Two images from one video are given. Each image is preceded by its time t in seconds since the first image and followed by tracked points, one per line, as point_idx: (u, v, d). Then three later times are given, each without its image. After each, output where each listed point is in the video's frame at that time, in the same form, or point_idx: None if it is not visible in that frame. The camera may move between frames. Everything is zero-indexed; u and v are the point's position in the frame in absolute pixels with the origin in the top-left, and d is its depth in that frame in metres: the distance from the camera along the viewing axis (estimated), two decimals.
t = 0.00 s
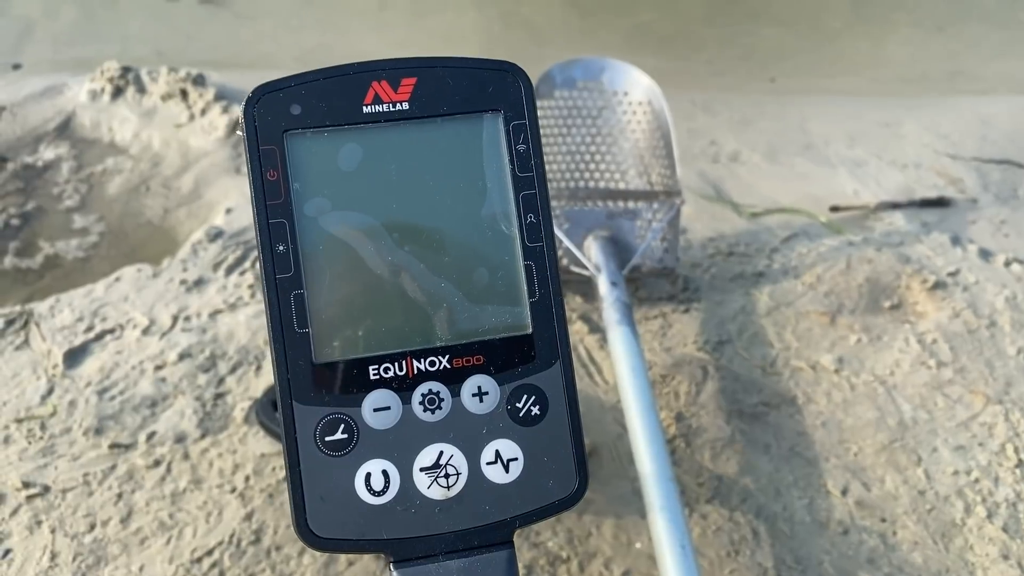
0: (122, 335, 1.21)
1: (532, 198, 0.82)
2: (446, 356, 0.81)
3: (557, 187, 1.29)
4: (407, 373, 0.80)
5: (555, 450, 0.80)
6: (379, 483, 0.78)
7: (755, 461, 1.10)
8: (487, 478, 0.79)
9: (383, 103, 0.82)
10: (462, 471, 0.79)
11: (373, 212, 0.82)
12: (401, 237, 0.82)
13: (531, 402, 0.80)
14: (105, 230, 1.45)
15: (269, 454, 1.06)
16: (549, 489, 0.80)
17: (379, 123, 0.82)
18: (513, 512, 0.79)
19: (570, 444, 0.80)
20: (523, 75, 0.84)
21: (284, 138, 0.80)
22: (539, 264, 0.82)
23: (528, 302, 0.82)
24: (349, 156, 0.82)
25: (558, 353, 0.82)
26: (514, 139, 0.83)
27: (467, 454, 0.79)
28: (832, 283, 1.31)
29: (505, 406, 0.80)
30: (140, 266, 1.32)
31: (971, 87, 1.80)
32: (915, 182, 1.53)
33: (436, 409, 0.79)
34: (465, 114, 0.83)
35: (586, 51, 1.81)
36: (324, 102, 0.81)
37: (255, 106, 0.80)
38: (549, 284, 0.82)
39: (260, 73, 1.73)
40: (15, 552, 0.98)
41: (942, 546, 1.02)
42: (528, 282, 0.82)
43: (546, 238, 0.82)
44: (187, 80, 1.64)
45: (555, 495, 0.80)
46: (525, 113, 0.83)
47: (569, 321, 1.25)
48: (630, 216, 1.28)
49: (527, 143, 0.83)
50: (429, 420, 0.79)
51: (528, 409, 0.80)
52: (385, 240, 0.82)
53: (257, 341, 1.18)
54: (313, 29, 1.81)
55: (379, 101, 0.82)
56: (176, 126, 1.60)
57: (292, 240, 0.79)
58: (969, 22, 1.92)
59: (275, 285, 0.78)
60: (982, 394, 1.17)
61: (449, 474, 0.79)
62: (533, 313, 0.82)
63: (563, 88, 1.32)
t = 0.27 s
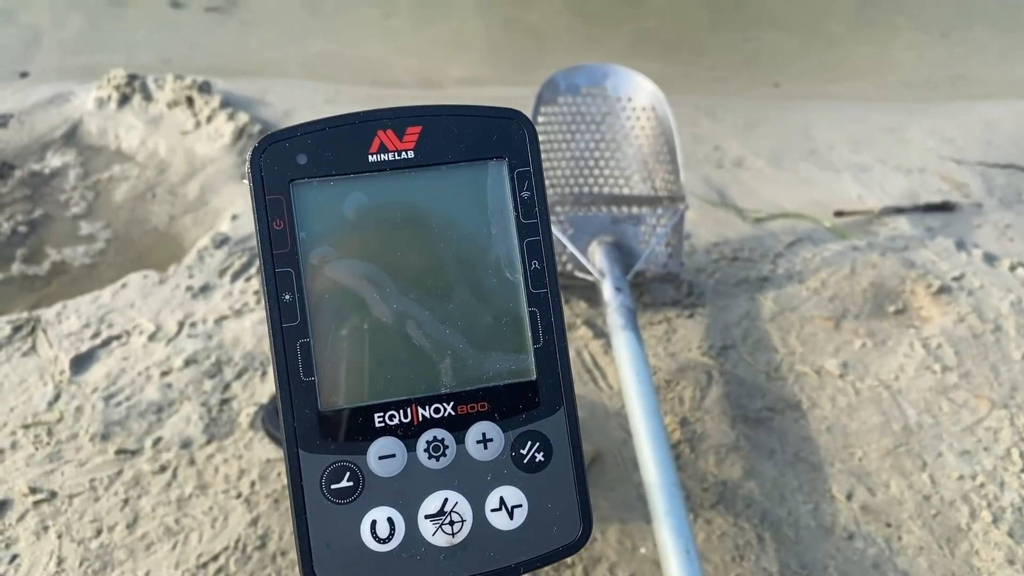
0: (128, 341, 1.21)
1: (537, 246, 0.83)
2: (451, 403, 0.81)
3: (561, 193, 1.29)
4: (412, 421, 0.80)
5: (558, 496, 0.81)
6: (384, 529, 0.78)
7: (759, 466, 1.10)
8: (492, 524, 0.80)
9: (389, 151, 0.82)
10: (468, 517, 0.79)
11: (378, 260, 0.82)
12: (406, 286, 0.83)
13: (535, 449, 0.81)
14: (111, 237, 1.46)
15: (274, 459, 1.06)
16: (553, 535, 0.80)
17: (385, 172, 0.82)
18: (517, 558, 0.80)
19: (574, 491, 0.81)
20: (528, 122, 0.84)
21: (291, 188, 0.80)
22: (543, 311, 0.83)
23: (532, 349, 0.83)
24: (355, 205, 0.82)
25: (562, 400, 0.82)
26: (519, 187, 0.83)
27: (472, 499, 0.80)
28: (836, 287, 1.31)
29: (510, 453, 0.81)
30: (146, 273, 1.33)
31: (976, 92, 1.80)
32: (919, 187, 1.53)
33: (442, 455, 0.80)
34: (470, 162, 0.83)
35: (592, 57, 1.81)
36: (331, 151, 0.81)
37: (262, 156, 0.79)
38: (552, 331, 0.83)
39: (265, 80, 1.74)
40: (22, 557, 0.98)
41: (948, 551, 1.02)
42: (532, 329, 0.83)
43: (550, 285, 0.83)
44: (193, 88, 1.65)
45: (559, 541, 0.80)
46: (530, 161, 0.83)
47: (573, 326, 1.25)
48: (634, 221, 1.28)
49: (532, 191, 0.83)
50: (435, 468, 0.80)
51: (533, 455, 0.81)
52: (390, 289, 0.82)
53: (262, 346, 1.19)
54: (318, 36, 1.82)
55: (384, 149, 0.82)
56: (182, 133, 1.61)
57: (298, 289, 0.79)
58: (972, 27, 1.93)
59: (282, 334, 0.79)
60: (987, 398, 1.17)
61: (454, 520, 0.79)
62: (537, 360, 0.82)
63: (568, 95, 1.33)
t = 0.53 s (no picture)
0: (138, 349, 1.22)
1: (543, 264, 0.83)
2: (459, 418, 0.82)
3: (567, 201, 1.30)
4: (421, 436, 0.81)
5: (564, 510, 0.82)
6: (393, 543, 0.79)
7: (766, 474, 1.10)
8: (499, 538, 0.80)
9: (399, 172, 0.83)
10: (475, 531, 0.80)
11: (387, 279, 0.83)
12: (415, 304, 0.83)
13: (541, 464, 0.81)
14: (121, 245, 1.47)
15: (284, 467, 1.07)
16: (559, 549, 0.81)
17: (395, 191, 0.83)
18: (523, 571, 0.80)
19: (579, 505, 0.82)
20: (535, 143, 0.85)
21: (303, 207, 0.81)
22: (549, 328, 0.83)
23: (539, 366, 0.83)
24: (365, 224, 0.83)
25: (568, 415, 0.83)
26: (526, 207, 0.84)
27: (479, 513, 0.80)
28: (843, 296, 1.32)
29: (517, 467, 0.81)
30: (156, 281, 1.34)
31: (982, 99, 1.80)
32: (926, 195, 1.53)
33: (450, 470, 0.81)
34: (479, 182, 0.84)
35: (598, 66, 1.82)
36: (342, 172, 0.82)
37: (275, 177, 0.81)
38: (558, 349, 0.83)
39: (273, 89, 1.75)
40: (34, 564, 0.99)
41: (955, 559, 1.02)
42: (539, 347, 0.83)
43: (557, 303, 0.83)
44: (202, 97, 1.66)
45: (565, 555, 0.81)
46: (537, 182, 0.84)
47: (581, 334, 1.26)
48: (641, 230, 1.29)
49: (539, 211, 0.84)
50: (443, 482, 0.80)
51: (539, 470, 0.81)
52: (399, 307, 0.83)
53: (272, 355, 1.19)
54: (326, 45, 1.83)
55: (394, 169, 0.83)
56: (191, 142, 1.62)
57: (309, 306, 0.80)
58: (977, 35, 1.93)
59: (293, 351, 0.79)
60: (994, 406, 1.17)
61: (461, 533, 0.80)
62: (543, 377, 0.83)
63: (574, 104, 1.34)
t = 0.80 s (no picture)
0: (148, 360, 1.24)
1: (535, 307, 0.85)
2: (454, 458, 0.84)
3: (571, 215, 1.30)
4: (417, 475, 0.83)
5: (555, 547, 0.82)
6: None
7: (768, 486, 1.11)
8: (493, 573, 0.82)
9: (398, 220, 0.87)
10: (469, 566, 0.82)
11: (386, 324, 0.87)
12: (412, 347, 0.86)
13: (533, 502, 0.83)
14: (130, 256, 1.49)
15: (291, 477, 1.08)
16: None
17: (394, 239, 0.87)
18: None
19: (571, 542, 0.82)
20: (529, 192, 0.87)
21: (306, 255, 0.85)
22: (542, 370, 0.85)
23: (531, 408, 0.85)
24: (365, 272, 0.87)
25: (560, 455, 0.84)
26: (519, 253, 0.86)
27: (473, 549, 0.82)
28: (845, 307, 1.33)
29: (510, 505, 0.83)
30: (165, 292, 1.35)
31: (984, 111, 1.81)
32: (928, 207, 1.55)
33: (445, 507, 0.83)
34: (474, 229, 0.87)
35: (602, 77, 1.84)
36: (343, 221, 0.86)
37: (281, 226, 0.85)
38: (550, 390, 0.84)
39: (281, 100, 1.77)
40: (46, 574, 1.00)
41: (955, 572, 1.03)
42: (531, 388, 0.85)
43: (548, 345, 0.85)
44: (211, 108, 1.68)
45: None
46: (530, 229, 0.86)
47: (585, 345, 1.27)
48: (644, 242, 1.29)
49: (531, 256, 0.86)
50: (438, 518, 0.83)
51: (531, 507, 0.83)
52: (397, 350, 0.86)
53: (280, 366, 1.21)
54: (333, 56, 1.85)
55: (394, 219, 0.86)
56: (199, 153, 1.64)
57: (312, 350, 0.84)
58: (979, 46, 1.94)
59: (296, 393, 0.83)
60: (995, 419, 1.18)
61: (456, 568, 0.82)
62: (536, 418, 0.84)
63: (578, 117, 1.35)
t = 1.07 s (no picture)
0: (154, 361, 1.24)
1: (546, 299, 0.85)
2: (465, 449, 0.83)
3: (578, 217, 1.30)
4: (427, 467, 0.83)
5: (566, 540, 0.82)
6: (400, 569, 0.80)
7: (775, 489, 1.11)
8: (503, 566, 0.81)
9: (409, 212, 0.86)
10: (479, 558, 0.81)
11: (395, 315, 0.86)
12: (422, 338, 0.86)
13: (544, 495, 0.82)
14: (137, 258, 1.49)
15: (296, 479, 1.08)
16: None
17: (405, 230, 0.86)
18: None
19: (581, 535, 0.82)
20: (539, 185, 0.87)
21: (317, 246, 0.84)
22: (553, 362, 0.85)
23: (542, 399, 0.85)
24: (376, 263, 0.86)
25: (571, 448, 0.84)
26: (530, 245, 0.86)
27: (484, 541, 0.82)
28: (853, 312, 1.32)
29: (520, 497, 0.82)
30: (171, 294, 1.35)
31: (993, 116, 1.80)
32: (936, 211, 1.54)
33: (455, 499, 0.82)
34: (485, 221, 0.87)
35: (609, 81, 1.83)
36: (354, 212, 0.86)
37: (292, 216, 0.84)
38: (561, 382, 0.84)
39: (287, 103, 1.77)
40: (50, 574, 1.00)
41: None
42: (542, 379, 0.85)
43: (560, 337, 0.85)
44: (218, 111, 1.68)
45: None
46: (540, 220, 0.87)
47: (591, 348, 1.27)
48: (651, 245, 1.28)
49: (542, 248, 0.86)
50: (449, 511, 0.82)
51: (541, 500, 0.82)
52: (407, 341, 0.86)
53: (285, 367, 1.21)
54: (340, 60, 1.86)
55: (405, 210, 0.86)
56: (206, 156, 1.64)
57: (322, 341, 0.83)
58: (986, 51, 1.94)
59: (306, 383, 0.82)
60: (1004, 423, 1.17)
61: (466, 561, 0.81)
62: (546, 409, 0.84)
63: (585, 120, 1.35)
